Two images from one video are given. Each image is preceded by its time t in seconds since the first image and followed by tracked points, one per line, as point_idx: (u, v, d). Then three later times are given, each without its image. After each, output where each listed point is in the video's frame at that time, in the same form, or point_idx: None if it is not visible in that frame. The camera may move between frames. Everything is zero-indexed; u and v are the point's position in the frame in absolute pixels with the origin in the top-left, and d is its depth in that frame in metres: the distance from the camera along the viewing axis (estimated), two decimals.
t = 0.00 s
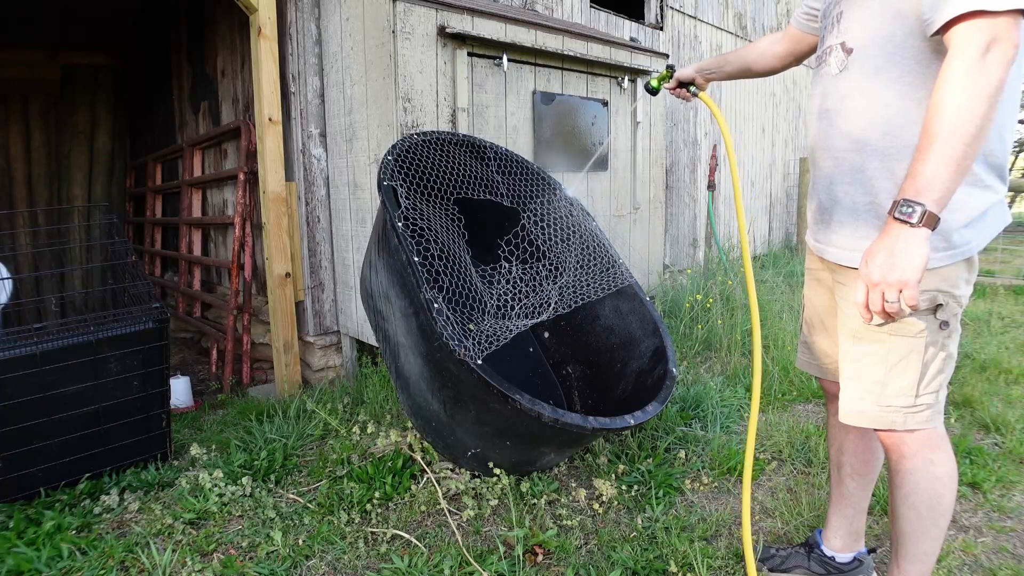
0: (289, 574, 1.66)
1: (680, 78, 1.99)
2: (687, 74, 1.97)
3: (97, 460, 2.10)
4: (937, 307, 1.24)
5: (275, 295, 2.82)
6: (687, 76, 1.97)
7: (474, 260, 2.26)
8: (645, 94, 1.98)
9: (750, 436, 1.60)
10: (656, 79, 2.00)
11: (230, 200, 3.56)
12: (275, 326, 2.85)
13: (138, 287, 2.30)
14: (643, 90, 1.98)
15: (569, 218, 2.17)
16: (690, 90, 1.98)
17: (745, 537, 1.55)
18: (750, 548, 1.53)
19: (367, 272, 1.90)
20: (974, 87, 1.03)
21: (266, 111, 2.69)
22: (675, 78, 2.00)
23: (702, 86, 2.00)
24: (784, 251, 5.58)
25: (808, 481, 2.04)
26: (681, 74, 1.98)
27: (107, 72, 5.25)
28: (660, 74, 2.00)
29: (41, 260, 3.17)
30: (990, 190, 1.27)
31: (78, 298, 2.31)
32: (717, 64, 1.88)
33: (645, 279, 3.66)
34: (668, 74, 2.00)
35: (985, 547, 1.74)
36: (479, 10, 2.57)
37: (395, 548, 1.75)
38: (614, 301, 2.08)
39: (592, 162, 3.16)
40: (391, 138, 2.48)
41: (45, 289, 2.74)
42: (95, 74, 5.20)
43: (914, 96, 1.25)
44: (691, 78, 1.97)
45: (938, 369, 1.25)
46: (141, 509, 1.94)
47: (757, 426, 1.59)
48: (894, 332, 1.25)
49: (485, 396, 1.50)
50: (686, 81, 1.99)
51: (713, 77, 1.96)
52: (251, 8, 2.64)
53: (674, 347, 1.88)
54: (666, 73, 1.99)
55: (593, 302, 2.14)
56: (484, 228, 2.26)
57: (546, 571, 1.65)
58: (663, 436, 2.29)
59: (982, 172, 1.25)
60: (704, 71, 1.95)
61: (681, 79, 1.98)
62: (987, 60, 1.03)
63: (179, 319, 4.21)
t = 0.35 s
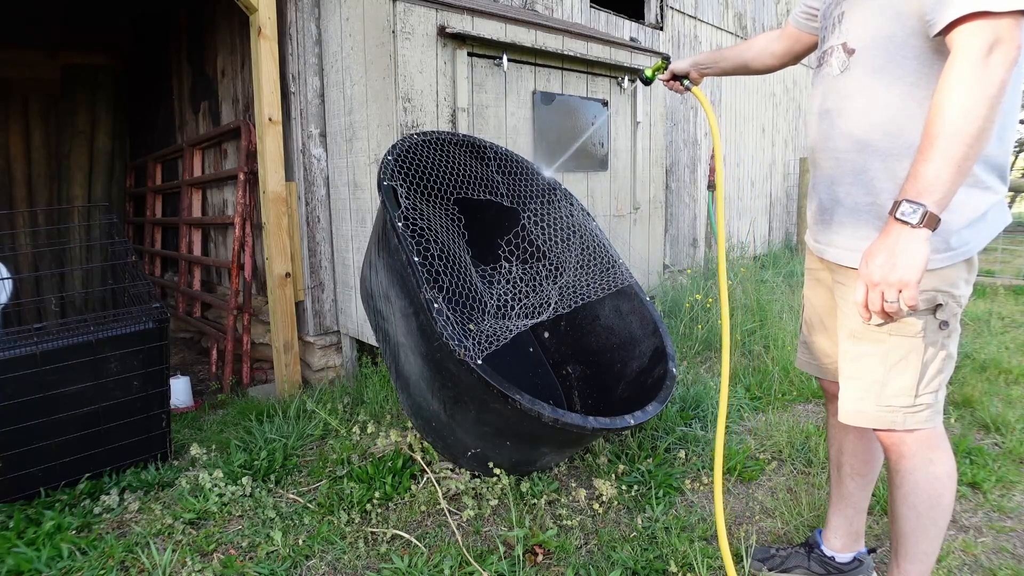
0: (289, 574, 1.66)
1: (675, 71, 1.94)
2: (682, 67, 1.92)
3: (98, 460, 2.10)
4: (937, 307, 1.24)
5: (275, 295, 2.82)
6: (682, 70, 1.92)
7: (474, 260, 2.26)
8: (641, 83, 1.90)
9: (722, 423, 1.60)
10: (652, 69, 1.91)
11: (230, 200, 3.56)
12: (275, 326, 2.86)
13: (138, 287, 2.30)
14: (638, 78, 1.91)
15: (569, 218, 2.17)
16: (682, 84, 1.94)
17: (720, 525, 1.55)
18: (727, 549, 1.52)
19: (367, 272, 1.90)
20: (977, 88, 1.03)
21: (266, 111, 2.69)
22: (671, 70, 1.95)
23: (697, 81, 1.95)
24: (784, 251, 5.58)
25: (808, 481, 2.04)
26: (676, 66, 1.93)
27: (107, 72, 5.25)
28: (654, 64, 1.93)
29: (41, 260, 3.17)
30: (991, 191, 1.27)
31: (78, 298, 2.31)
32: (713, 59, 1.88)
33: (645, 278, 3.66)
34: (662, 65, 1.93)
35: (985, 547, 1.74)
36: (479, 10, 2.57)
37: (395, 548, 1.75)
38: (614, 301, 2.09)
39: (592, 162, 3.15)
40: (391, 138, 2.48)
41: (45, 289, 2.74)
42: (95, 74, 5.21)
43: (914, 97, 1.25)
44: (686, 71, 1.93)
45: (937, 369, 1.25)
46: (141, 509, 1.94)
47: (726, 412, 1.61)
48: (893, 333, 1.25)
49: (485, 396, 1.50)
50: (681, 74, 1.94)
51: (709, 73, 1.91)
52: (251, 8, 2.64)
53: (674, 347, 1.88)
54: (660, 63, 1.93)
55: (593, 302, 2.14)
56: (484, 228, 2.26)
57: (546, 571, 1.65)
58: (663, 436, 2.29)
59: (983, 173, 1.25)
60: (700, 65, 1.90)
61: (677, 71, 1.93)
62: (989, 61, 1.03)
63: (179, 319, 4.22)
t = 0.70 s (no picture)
0: (289, 574, 1.66)
1: (692, 99, 2.00)
2: (698, 93, 1.98)
3: (98, 460, 2.10)
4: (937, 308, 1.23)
5: (275, 295, 2.82)
6: (698, 95, 1.98)
7: (474, 260, 2.26)
8: (658, 115, 1.99)
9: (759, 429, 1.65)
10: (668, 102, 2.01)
11: (230, 200, 3.56)
12: (275, 327, 2.86)
13: (137, 287, 2.30)
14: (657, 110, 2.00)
15: (569, 218, 2.17)
16: (703, 110, 1.97)
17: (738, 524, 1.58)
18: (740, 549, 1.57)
19: (367, 272, 1.90)
20: (977, 84, 1.03)
21: (266, 111, 2.69)
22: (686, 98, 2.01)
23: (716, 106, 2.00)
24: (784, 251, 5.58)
25: (808, 481, 2.04)
26: (693, 94, 1.99)
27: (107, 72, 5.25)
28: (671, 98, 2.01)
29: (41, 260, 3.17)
30: (991, 191, 1.26)
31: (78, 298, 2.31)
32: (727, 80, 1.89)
33: (645, 278, 3.67)
34: (679, 96, 2.00)
35: (985, 547, 1.74)
36: (479, 10, 2.57)
37: (395, 548, 1.75)
38: (614, 301, 2.09)
39: (592, 162, 3.16)
40: (391, 138, 2.48)
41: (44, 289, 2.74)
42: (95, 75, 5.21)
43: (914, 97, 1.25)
44: (703, 97, 1.98)
45: (938, 370, 1.25)
46: (141, 509, 1.94)
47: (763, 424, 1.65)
48: (893, 333, 1.25)
49: (486, 396, 1.50)
50: (698, 101, 2.00)
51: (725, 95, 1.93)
52: (251, 8, 2.64)
53: (674, 347, 1.88)
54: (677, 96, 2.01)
55: (593, 302, 2.14)
56: (483, 228, 2.26)
57: (546, 571, 1.65)
58: (662, 436, 2.29)
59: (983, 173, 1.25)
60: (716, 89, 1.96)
61: (693, 98, 1.99)
62: (989, 57, 1.03)
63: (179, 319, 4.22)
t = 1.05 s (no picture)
0: (289, 574, 1.66)
1: (710, 124, 1.97)
2: (717, 118, 1.94)
3: (98, 460, 2.10)
4: (937, 308, 1.23)
5: (275, 295, 2.82)
6: (717, 120, 1.94)
7: (474, 259, 2.25)
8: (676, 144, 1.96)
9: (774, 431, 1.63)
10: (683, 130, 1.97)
11: (230, 200, 3.55)
12: (275, 327, 2.86)
13: (137, 287, 2.30)
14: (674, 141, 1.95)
15: (569, 218, 2.17)
16: (722, 134, 1.97)
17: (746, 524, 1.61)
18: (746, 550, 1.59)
19: (367, 272, 1.90)
20: (969, 79, 1.02)
21: (266, 111, 2.69)
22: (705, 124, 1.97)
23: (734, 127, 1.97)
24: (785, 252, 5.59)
25: (808, 481, 2.04)
26: (711, 119, 1.96)
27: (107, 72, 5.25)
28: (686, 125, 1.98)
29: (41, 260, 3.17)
30: (992, 189, 1.26)
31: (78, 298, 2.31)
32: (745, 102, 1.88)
33: (645, 278, 3.67)
34: (695, 122, 1.97)
35: (985, 547, 1.74)
36: (479, 10, 2.56)
37: (396, 548, 1.75)
38: (614, 301, 2.09)
39: (592, 162, 3.16)
40: (391, 138, 2.48)
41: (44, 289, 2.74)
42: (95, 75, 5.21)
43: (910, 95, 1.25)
44: (722, 121, 1.95)
45: (939, 371, 1.25)
46: (141, 509, 1.94)
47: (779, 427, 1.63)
48: (894, 333, 1.25)
49: (486, 396, 1.50)
50: (716, 125, 1.96)
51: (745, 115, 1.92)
52: (251, 8, 2.64)
53: (674, 347, 1.88)
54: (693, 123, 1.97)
55: (593, 302, 2.14)
56: (483, 228, 2.26)
57: (546, 571, 1.65)
58: (662, 436, 2.29)
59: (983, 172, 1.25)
60: (734, 112, 1.93)
61: (714, 123, 1.95)
62: (982, 52, 1.03)
63: (179, 319, 4.22)
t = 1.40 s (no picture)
0: (289, 574, 1.66)
1: (711, 126, 2.00)
2: (718, 120, 1.97)
3: (98, 460, 2.10)
4: (936, 308, 1.24)
5: (275, 295, 2.82)
6: (718, 123, 1.97)
7: (474, 259, 2.25)
8: (676, 146, 2.03)
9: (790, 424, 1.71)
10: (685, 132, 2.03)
11: (230, 200, 3.55)
12: (275, 327, 2.86)
13: (137, 287, 2.30)
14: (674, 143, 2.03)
15: (569, 218, 2.18)
16: (722, 136, 1.98)
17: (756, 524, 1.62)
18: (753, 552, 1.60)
19: (367, 272, 1.90)
20: (962, 77, 1.02)
21: (266, 111, 2.69)
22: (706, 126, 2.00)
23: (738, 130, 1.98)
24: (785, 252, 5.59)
25: (808, 481, 2.04)
26: (711, 121, 1.99)
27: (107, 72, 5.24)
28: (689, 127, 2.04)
29: (41, 260, 3.17)
30: (990, 189, 1.26)
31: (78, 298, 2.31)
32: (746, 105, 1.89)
33: (645, 278, 3.67)
34: (696, 125, 2.02)
35: (985, 547, 1.74)
36: (479, 10, 2.56)
37: (396, 548, 1.75)
38: (614, 301, 2.09)
39: (592, 162, 3.16)
40: (391, 138, 2.48)
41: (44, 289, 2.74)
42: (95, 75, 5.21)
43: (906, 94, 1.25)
44: (724, 124, 1.97)
45: (937, 370, 1.25)
46: (141, 510, 1.94)
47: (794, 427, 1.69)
48: (892, 333, 1.25)
49: (485, 396, 1.50)
50: (719, 128, 1.98)
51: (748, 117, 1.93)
52: (251, 8, 2.64)
53: (674, 347, 1.88)
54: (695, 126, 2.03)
55: (593, 302, 2.14)
56: (483, 228, 2.26)
57: (546, 571, 1.65)
58: (663, 436, 2.29)
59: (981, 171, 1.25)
60: (736, 114, 1.94)
61: (715, 125, 1.98)
62: (974, 50, 1.03)
63: (179, 319, 4.22)
